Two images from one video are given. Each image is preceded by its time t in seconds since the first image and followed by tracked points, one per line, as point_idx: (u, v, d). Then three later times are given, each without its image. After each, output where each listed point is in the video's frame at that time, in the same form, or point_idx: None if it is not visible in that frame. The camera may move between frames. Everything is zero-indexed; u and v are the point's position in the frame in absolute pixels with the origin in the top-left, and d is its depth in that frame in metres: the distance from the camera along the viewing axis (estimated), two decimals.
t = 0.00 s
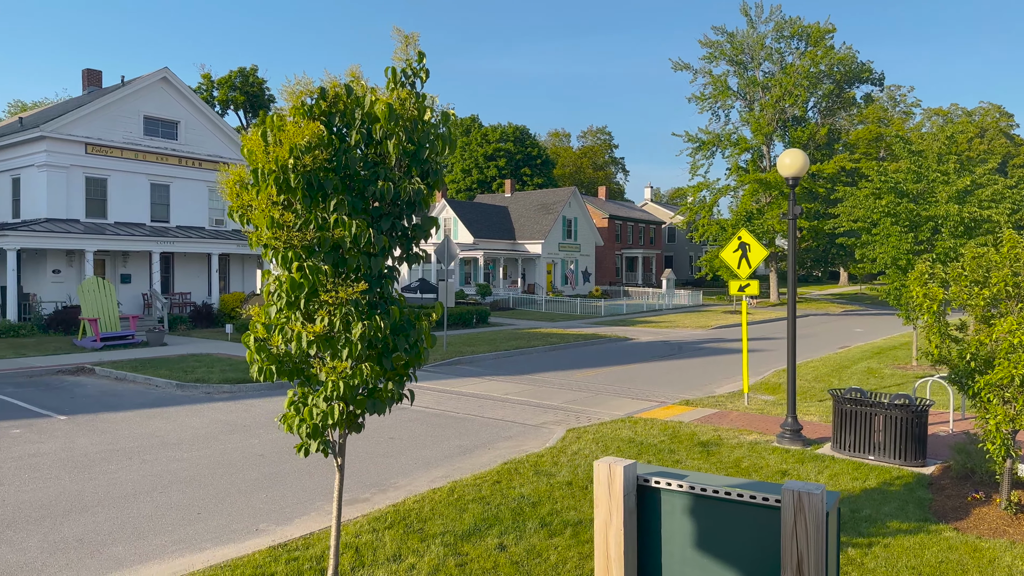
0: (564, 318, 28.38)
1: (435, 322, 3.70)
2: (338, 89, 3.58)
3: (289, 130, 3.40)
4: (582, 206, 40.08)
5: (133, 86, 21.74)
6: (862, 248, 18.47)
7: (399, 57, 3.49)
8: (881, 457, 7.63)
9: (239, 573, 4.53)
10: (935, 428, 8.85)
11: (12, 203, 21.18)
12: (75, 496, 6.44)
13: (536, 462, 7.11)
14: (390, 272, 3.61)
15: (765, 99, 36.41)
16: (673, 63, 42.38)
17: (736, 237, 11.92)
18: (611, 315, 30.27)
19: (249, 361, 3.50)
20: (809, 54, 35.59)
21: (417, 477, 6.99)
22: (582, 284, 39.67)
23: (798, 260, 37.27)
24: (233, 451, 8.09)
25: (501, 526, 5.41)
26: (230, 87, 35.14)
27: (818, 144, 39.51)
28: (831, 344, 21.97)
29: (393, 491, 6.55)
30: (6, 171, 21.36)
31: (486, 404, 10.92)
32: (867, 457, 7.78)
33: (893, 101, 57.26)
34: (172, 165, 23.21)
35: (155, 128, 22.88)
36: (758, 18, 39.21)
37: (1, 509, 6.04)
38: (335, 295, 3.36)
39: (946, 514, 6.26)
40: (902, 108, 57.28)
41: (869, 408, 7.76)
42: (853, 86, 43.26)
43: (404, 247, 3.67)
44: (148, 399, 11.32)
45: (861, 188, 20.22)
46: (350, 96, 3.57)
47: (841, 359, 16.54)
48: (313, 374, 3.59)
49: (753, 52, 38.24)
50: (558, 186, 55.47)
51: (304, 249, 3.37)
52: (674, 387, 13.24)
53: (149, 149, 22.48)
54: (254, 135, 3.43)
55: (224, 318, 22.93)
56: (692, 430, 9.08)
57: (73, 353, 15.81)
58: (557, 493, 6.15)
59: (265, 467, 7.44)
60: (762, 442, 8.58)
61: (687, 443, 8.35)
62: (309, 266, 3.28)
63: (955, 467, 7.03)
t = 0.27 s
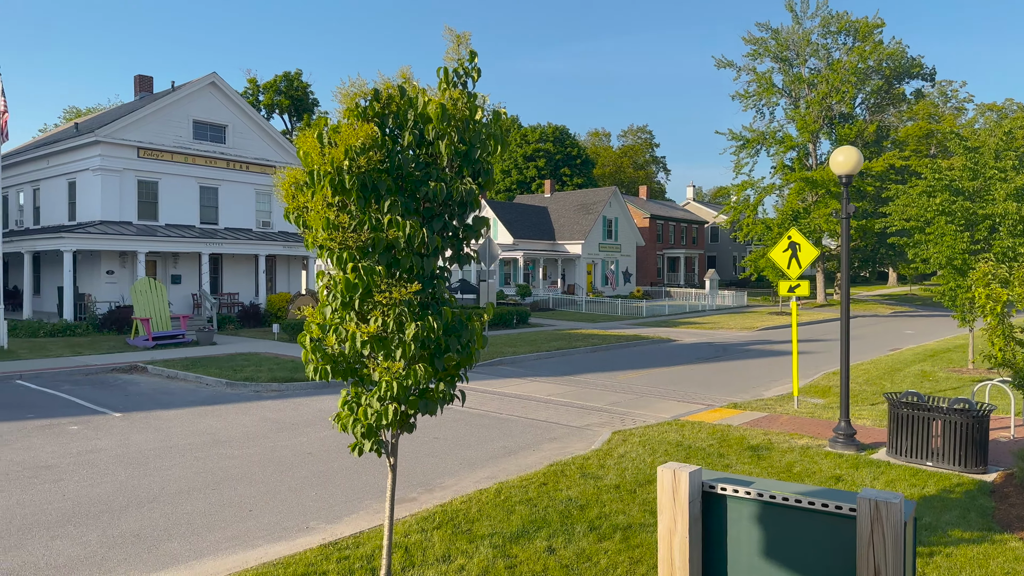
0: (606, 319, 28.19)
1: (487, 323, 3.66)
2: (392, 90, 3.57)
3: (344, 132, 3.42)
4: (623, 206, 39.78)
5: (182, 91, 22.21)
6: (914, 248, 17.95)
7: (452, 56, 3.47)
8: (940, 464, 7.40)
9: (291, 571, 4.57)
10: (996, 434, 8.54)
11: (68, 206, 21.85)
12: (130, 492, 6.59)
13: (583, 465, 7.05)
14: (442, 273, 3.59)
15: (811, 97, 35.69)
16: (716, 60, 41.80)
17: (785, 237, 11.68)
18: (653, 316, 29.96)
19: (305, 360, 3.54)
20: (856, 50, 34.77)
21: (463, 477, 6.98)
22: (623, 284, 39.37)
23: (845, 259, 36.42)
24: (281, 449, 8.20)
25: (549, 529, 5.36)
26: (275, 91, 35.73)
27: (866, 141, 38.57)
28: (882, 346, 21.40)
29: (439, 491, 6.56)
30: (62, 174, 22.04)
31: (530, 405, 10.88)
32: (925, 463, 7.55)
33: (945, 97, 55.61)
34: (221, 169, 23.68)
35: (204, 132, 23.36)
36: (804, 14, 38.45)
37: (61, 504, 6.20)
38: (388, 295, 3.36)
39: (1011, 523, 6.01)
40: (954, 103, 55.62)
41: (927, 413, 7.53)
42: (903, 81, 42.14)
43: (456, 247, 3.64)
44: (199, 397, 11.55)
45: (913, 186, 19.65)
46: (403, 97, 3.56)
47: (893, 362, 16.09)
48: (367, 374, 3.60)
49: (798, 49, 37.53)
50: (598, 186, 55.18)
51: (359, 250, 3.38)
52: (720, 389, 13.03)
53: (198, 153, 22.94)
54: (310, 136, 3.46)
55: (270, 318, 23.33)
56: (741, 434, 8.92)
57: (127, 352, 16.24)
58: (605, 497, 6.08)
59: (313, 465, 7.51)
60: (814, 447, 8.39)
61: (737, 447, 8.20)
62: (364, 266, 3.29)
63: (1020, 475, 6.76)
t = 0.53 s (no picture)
0: (653, 319, 27.89)
1: (545, 323, 3.58)
2: (449, 89, 3.55)
3: (402, 132, 3.41)
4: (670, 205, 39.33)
5: (235, 95, 22.66)
6: (976, 244, 17.27)
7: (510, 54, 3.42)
8: (1009, 471, 7.11)
9: (346, 569, 4.58)
10: None
11: (127, 208, 22.52)
12: (190, 487, 6.73)
13: (635, 467, 6.96)
14: (499, 273, 3.54)
15: (865, 91, 34.75)
16: (765, 55, 41.01)
17: (842, 235, 11.36)
18: (701, 316, 29.52)
19: (364, 359, 3.54)
20: (913, 42, 33.72)
21: (514, 477, 6.95)
22: (670, 284, 38.89)
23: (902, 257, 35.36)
24: (334, 447, 8.29)
25: (604, 532, 5.29)
26: (324, 94, 36.27)
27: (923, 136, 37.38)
28: (943, 348, 20.67)
29: (491, 490, 6.54)
30: (121, 177, 22.74)
31: (579, 406, 10.80)
32: (993, 470, 7.27)
33: (1007, 89, 53.54)
34: (272, 171, 24.14)
35: (256, 134, 23.84)
36: (857, 6, 37.46)
37: (124, 497, 6.36)
38: (446, 295, 3.33)
39: None
40: (1016, 95, 53.51)
41: (994, 417, 7.24)
42: (963, 74, 40.74)
43: (512, 247, 3.58)
44: (253, 394, 11.78)
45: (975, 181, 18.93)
46: (461, 96, 3.53)
47: (955, 364, 15.51)
48: (424, 374, 3.59)
49: (852, 42, 36.57)
50: (643, 184, 54.65)
51: (416, 251, 3.35)
52: (773, 391, 12.76)
53: (250, 155, 23.39)
54: (369, 137, 3.47)
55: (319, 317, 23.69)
56: (797, 438, 8.70)
57: (183, 349, 16.65)
58: (659, 501, 5.98)
59: (365, 463, 7.57)
60: (874, 451, 8.15)
61: (794, 451, 8.00)
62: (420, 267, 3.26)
63: None
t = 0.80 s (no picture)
0: (703, 320, 27.48)
1: (606, 324, 3.51)
2: (509, 88, 3.52)
3: (461, 132, 3.39)
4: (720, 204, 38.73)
5: (287, 99, 23.09)
6: None
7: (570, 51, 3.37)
8: None
9: (403, 569, 4.60)
10: None
11: (185, 211, 23.16)
12: (249, 483, 6.85)
13: (691, 472, 6.84)
14: (558, 272, 3.48)
15: (924, 86, 33.68)
16: (819, 51, 40.08)
17: (904, 235, 11.00)
18: (752, 317, 28.99)
19: (423, 360, 3.53)
20: (975, 34, 32.56)
21: (567, 480, 6.90)
22: (720, 285, 38.29)
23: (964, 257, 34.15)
24: (387, 445, 8.36)
25: (661, 538, 5.20)
26: (373, 97, 36.75)
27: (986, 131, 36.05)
28: (1009, 352, 19.86)
29: (545, 492, 6.50)
30: (180, 181, 23.40)
31: (631, 408, 10.68)
32: None
33: None
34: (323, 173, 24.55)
35: (308, 138, 24.27)
36: None
37: (186, 493, 6.51)
38: (504, 295, 3.29)
39: None
40: None
41: None
42: None
43: (571, 247, 3.52)
44: (307, 393, 11.97)
45: None
46: (520, 95, 3.49)
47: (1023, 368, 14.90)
48: (483, 374, 3.56)
49: (910, 36, 35.48)
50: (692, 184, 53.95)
51: (476, 251, 3.33)
52: (831, 395, 12.43)
53: (302, 158, 23.81)
54: (427, 138, 3.47)
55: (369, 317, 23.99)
56: (858, 443, 8.44)
57: (239, 348, 17.02)
58: (717, 506, 5.86)
59: (419, 462, 7.61)
60: (941, 458, 7.85)
61: (856, 457, 7.76)
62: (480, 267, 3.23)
63: None
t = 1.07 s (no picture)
0: (759, 321, 26.90)
1: (675, 324, 3.42)
2: (576, 84, 3.47)
3: (528, 129, 3.36)
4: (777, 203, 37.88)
5: (343, 102, 23.45)
6: None
7: (641, 46, 3.30)
8: None
9: (465, 568, 4.59)
10: None
11: (245, 212, 23.73)
12: (310, 479, 6.96)
13: (755, 477, 6.67)
14: (626, 271, 3.40)
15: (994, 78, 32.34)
16: (881, 45, 38.87)
17: (977, 234, 10.54)
18: (811, 319, 28.27)
19: (488, 359, 3.49)
20: None
21: (626, 482, 6.81)
22: (777, 285, 37.45)
23: None
24: (443, 444, 8.39)
25: (726, 544, 5.07)
26: (426, 99, 37.08)
27: None
28: None
29: (604, 495, 6.43)
30: (240, 183, 24.00)
31: (689, 411, 10.51)
32: None
33: None
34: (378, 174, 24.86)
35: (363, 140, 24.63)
36: None
37: (250, 487, 6.65)
38: (573, 294, 3.23)
39: None
40: None
41: None
42: None
43: (639, 245, 3.45)
44: (364, 391, 12.12)
45: None
46: (588, 91, 3.44)
47: None
48: (548, 375, 3.50)
49: (978, 27, 34.09)
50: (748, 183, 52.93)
51: (542, 249, 3.28)
52: (897, 399, 12.01)
53: (358, 159, 24.15)
54: (495, 136, 3.45)
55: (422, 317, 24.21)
56: (929, 449, 8.12)
57: (297, 346, 17.35)
58: (783, 513, 5.70)
59: (476, 462, 7.61)
60: (1020, 467, 7.49)
61: (927, 464, 7.46)
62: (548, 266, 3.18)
63: None
